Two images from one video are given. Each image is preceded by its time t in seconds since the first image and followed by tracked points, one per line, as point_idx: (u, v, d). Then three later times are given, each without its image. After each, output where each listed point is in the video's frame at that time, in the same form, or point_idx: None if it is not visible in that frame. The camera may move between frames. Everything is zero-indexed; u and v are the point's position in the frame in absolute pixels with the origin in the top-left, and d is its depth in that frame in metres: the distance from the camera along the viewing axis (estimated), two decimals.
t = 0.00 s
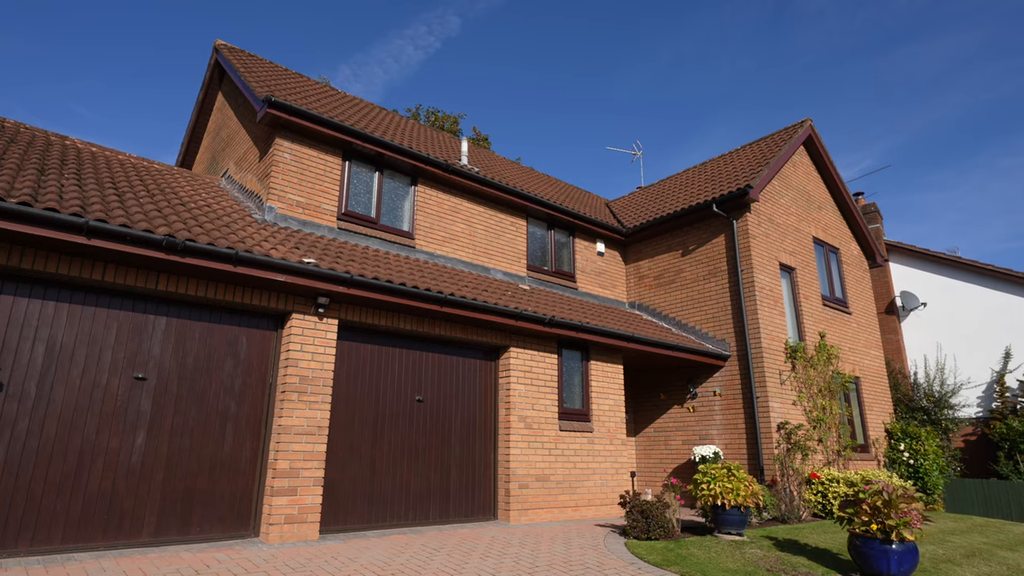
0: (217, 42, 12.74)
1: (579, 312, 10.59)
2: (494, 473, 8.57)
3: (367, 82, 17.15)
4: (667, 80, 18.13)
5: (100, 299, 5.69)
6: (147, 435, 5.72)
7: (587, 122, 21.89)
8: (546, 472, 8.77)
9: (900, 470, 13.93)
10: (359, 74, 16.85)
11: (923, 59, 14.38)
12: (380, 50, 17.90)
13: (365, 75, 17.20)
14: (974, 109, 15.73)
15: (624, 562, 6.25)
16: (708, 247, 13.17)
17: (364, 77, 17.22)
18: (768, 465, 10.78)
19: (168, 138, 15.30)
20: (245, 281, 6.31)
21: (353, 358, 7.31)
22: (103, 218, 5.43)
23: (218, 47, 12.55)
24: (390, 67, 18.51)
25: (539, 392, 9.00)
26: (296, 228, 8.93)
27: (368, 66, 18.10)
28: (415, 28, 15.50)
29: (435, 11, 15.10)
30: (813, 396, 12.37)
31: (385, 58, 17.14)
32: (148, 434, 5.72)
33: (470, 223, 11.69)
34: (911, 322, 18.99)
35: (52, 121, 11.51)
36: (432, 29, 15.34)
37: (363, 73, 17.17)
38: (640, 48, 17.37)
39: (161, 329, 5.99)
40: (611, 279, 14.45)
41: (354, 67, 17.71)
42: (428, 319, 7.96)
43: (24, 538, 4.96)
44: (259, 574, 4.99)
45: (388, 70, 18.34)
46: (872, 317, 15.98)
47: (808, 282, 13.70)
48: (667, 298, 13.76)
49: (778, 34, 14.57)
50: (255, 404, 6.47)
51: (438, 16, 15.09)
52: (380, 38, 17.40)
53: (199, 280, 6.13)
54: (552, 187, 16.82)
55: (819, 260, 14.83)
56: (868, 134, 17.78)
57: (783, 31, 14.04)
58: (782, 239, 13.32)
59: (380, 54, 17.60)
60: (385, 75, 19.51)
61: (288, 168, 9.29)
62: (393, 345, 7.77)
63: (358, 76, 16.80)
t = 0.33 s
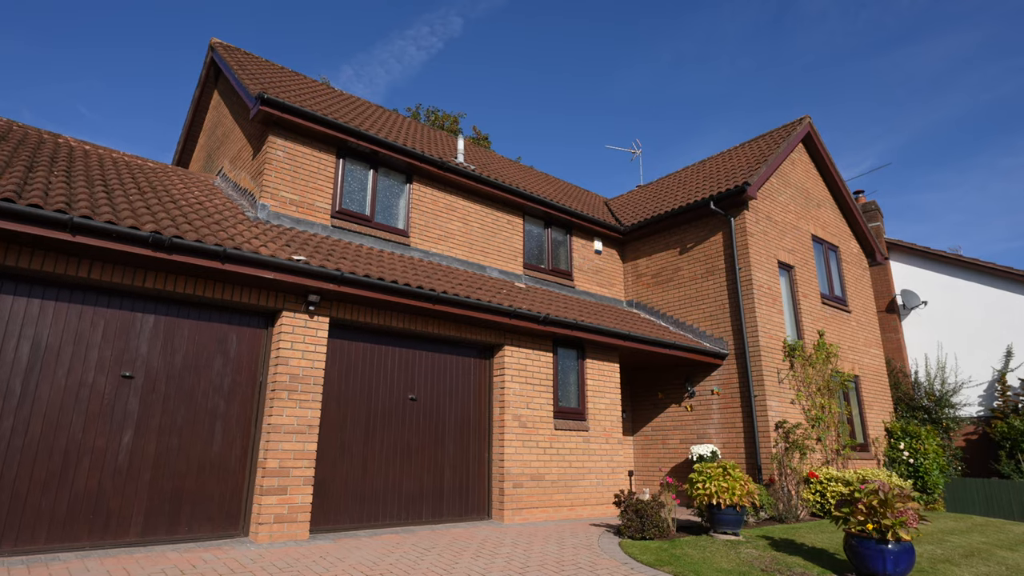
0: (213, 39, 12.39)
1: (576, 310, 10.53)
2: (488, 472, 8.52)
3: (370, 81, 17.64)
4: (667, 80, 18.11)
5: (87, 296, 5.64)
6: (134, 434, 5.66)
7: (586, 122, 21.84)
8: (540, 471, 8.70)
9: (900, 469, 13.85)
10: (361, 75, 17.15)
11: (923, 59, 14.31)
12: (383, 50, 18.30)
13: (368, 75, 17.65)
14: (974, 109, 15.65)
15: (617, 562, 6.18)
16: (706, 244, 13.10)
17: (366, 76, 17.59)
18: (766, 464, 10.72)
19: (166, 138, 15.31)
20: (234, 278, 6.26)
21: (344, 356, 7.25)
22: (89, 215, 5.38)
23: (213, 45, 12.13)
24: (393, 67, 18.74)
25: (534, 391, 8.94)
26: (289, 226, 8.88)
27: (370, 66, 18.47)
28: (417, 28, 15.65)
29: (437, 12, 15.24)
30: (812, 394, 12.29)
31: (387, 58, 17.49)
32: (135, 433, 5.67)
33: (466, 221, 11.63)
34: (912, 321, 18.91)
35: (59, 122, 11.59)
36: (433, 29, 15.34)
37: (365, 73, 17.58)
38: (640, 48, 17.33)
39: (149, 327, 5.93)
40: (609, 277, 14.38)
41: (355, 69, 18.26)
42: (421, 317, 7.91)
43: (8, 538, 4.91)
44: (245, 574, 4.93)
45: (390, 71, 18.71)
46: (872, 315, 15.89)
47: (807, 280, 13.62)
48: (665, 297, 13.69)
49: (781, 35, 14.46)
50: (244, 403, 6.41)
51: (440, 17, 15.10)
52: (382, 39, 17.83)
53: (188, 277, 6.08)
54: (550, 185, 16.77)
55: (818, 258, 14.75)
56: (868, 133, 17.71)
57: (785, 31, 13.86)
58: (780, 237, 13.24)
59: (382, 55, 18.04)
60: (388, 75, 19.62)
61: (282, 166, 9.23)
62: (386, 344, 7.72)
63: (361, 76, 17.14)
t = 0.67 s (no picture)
0: (209, 38, 12.28)
1: (572, 308, 10.47)
2: (483, 471, 8.47)
3: (373, 82, 18.57)
4: (669, 80, 18.07)
5: (74, 293, 5.59)
6: (122, 432, 5.62)
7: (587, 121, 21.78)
8: (536, 470, 8.63)
9: (901, 468, 13.75)
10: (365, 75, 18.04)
11: (924, 59, 14.22)
12: (385, 52, 18.75)
13: (372, 75, 18.49)
14: (975, 109, 15.56)
15: (610, 561, 6.11)
16: (705, 242, 13.00)
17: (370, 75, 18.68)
18: (764, 463, 10.64)
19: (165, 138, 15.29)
20: (223, 275, 6.20)
21: (336, 354, 7.20)
22: (74, 211, 5.32)
23: (211, 44, 12.00)
24: (396, 68, 18.84)
25: (529, 389, 8.87)
26: (283, 224, 8.83)
27: (373, 66, 18.57)
28: (421, 29, 15.72)
29: (439, 12, 15.51)
30: (812, 392, 12.21)
31: (391, 59, 18.07)
32: (123, 430, 5.62)
33: (462, 219, 11.58)
34: (913, 319, 18.89)
35: (60, 123, 11.61)
36: (437, 30, 15.47)
37: (368, 74, 18.31)
38: (640, 49, 17.30)
39: (137, 324, 5.88)
40: (607, 275, 14.30)
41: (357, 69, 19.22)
42: (415, 315, 7.85)
43: None
44: (231, 573, 4.88)
45: (394, 72, 18.88)
46: (873, 313, 15.77)
47: (807, 277, 13.52)
48: (664, 295, 13.61)
49: (784, 35, 14.35)
50: (235, 400, 6.37)
51: (443, 16, 15.46)
52: (386, 40, 17.94)
53: (177, 274, 6.03)
54: (548, 183, 16.73)
55: (818, 256, 14.64)
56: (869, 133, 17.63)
57: (790, 32, 13.99)
58: (779, 235, 13.14)
59: (385, 56, 18.20)
60: (393, 76, 19.71)
61: (275, 163, 9.18)
62: (379, 342, 7.66)
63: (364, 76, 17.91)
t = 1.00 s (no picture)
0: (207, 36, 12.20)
1: (570, 306, 10.41)
2: (478, 468, 8.41)
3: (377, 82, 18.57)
4: (669, 78, 18.00)
5: (64, 289, 5.56)
6: (112, 428, 5.59)
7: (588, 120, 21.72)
8: (532, 468, 8.58)
9: (903, 467, 13.62)
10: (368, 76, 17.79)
11: (926, 56, 14.10)
12: (389, 52, 18.80)
13: (375, 76, 18.40)
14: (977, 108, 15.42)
15: (604, 559, 6.05)
16: (704, 239, 12.91)
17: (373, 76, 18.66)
18: (764, 461, 10.55)
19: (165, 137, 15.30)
20: (214, 271, 6.17)
21: (329, 351, 7.16)
22: (63, 206, 5.29)
23: (208, 42, 11.98)
24: (400, 69, 18.91)
25: (525, 386, 8.81)
26: (277, 221, 8.81)
27: (377, 67, 18.64)
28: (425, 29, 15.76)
29: (443, 12, 15.26)
30: (812, 390, 12.11)
31: (394, 60, 18.16)
32: (113, 427, 5.59)
33: (459, 216, 11.53)
34: (918, 317, 18.67)
35: (62, 123, 11.65)
36: (440, 29, 15.72)
37: (372, 74, 18.32)
38: (640, 49, 17.21)
39: (128, 320, 5.85)
40: (606, 273, 14.23)
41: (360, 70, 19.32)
42: (409, 312, 7.80)
43: None
44: (219, 570, 4.83)
45: (399, 73, 18.92)
46: (875, 311, 15.64)
47: (807, 274, 13.41)
48: (664, 292, 13.53)
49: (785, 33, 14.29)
50: (226, 397, 6.33)
51: (447, 18, 15.40)
52: (390, 41, 17.91)
53: (167, 270, 6.00)
54: (548, 181, 16.68)
55: (819, 253, 14.53)
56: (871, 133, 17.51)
57: (793, 32, 13.91)
58: (780, 232, 13.04)
59: (389, 56, 18.27)
60: (397, 77, 19.79)
61: (270, 160, 9.16)
62: (373, 338, 7.62)
63: (367, 77, 17.74)
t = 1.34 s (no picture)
0: (208, 35, 12.14)
1: (569, 303, 10.37)
2: (475, 466, 8.39)
3: (384, 84, 18.90)
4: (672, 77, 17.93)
5: (56, 286, 5.58)
6: (104, 424, 5.59)
7: (590, 119, 21.65)
8: (529, 465, 8.53)
9: (908, 465, 13.50)
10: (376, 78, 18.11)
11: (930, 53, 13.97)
12: (396, 53, 19.00)
13: (383, 78, 18.73)
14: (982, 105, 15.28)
15: (598, 556, 6.01)
16: (705, 236, 12.83)
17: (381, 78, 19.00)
18: (765, 459, 10.45)
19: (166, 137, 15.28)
20: (207, 268, 6.17)
21: (324, 348, 7.14)
22: (53, 202, 5.30)
23: (207, 41, 11.93)
24: (408, 70, 19.07)
25: (523, 384, 8.77)
26: (274, 218, 8.79)
27: (384, 68, 18.81)
28: (432, 31, 15.92)
29: (451, 13, 15.54)
30: (815, 388, 12.00)
31: (402, 61, 18.36)
32: (106, 423, 5.60)
33: (459, 213, 11.50)
34: (924, 315, 18.45)
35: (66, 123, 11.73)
36: (448, 30, 15.65)
37: (380, 75, 18.62)
38: (641, 49, 17.12)
39: (120, 317, 5.86)
40: (607, 271, 14.15)
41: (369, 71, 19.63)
42: (404, 308, 7.78)
43: None
44: (209, 566, 4.83)
45: (406, 74, 19.20)
46: (880, 308, 15.49)
47: (810, 271, 13.29)
48: (665, 290, 13.44)
49: (787, 30, 14.19)
50: (220, 393, 6.33)
51: (455, 19, 15.47)
52: (397, 43, 18.21)
53: (159, 266, 6.00)
54: (550, 179, 16.62)
55: (823, 250, 14.39)
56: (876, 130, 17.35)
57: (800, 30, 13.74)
58: (782, 228, 12.93)
59: (397, 58, 18.43)
60: (404, 78, 19.94)
61: (268, 158, 9.16)
62: (368, 335, 7.60)
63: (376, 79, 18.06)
